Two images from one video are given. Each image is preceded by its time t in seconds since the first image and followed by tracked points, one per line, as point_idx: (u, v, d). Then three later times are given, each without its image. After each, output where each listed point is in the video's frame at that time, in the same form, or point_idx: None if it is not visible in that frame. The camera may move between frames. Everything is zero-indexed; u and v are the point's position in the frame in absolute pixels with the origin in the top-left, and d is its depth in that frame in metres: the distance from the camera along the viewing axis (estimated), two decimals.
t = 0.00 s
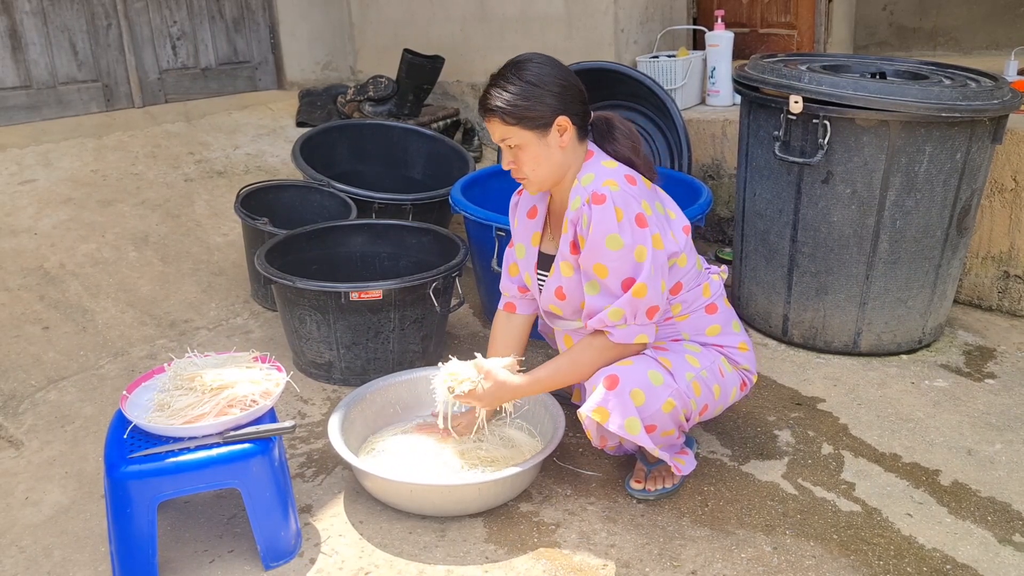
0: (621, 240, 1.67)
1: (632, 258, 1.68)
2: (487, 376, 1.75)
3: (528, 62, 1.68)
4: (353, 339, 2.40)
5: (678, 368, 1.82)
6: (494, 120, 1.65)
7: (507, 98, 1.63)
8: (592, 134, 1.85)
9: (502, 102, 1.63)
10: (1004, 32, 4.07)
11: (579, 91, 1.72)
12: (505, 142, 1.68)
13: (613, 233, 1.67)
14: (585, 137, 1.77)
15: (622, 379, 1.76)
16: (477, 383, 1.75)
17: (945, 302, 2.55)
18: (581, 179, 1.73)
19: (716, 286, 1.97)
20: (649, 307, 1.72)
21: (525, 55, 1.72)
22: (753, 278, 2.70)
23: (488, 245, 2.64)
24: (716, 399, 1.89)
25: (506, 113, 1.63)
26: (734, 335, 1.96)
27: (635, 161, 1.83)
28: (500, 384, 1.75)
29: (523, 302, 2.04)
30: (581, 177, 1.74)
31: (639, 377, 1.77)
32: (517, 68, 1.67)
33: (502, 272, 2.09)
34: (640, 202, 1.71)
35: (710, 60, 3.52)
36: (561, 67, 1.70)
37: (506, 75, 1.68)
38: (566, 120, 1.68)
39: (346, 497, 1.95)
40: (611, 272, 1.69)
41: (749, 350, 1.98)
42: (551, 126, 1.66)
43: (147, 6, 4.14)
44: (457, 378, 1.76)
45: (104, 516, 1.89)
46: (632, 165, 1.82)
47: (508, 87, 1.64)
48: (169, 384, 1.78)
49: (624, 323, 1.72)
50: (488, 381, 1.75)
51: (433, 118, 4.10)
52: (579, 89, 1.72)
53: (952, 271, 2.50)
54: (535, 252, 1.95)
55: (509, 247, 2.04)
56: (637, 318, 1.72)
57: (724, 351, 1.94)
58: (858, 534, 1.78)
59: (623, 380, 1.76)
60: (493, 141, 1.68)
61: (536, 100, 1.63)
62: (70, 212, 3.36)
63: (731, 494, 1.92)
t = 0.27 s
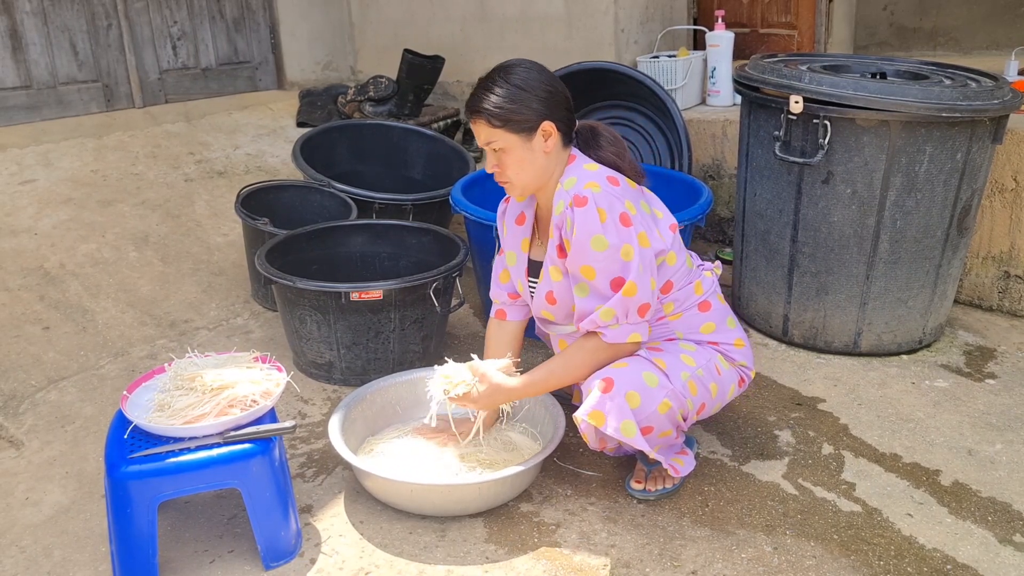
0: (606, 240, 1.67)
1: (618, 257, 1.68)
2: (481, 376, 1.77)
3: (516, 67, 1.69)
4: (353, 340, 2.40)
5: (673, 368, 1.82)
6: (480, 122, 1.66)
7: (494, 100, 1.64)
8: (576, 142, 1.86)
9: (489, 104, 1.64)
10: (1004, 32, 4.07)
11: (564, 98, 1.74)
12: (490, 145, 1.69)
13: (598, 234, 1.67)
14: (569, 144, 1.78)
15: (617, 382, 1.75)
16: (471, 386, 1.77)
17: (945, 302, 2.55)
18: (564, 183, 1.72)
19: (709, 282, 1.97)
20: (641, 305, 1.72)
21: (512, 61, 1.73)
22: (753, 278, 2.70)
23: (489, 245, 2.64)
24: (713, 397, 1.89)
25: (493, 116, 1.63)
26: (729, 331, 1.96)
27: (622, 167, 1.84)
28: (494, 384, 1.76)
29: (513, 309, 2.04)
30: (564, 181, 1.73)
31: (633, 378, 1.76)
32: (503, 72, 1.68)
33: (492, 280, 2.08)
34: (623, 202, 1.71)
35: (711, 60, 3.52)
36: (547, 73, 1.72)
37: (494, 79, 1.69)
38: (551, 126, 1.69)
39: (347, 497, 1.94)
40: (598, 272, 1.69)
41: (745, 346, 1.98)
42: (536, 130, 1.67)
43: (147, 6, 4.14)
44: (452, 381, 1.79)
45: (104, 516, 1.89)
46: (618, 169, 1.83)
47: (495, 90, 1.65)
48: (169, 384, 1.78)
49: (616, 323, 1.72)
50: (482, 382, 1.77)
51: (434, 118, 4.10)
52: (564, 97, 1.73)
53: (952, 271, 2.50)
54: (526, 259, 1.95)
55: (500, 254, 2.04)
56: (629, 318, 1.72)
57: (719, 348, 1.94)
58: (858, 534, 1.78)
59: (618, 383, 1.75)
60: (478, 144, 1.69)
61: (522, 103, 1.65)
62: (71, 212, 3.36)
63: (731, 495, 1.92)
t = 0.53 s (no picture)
0: (580, 237, 1.64)
1: (589, 255, 1.65)
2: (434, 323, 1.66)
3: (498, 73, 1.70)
4: (353, 340, 2.40)
5: (671, 366, 1.82)
6: (459, 125, 1.66)
7: (474, 104, 1.64)
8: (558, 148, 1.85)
9: (468, 107, 1.64)
10: (1003, 32, 4.07)
11: (544, 104, 1.74)
12: (469, 149, 1.69)
13: (573, 230, 1.63)
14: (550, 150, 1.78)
15: (618, 387, 1.76)
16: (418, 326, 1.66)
17: (945, 302, 2.55)
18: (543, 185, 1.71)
19: (698, 277, 1.98)
20: (608, 300, 1.67)
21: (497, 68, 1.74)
22: (753, 278, 2.70)
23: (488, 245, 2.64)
24: (712, 392, 1.90)
25: (472, 119, 1.64)
26: (721, 324, 1.97)
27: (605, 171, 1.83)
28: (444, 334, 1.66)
29: (500, 313, 2.05)
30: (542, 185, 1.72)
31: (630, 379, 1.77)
32: (484, 78, 1.69)
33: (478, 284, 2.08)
34: (602, 201, 1.70)
35: (710, 60, 3.52)
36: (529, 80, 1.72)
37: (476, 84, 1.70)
38: (529, 131, 1.68)
39: (346, 497, 1.94)
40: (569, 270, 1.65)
41: (739, 339, 1.99)
42: (514, 135, 1.67)
43: (147, 6, 4.14)
44: (400, 316, 1.66)
45: (104, 516, 1.89)
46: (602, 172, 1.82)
47: (474, 96, 1.65)
48: (169, 384, 1.78)
49: (582, 315, 1.66)
50: (433, 327, 1.66)
51: (433, 118, 4.10)
52: (545, 105, 1.74)
53: (952, 271, 2.50)
54: (512, 264, 1.95)
55: (484, 260, 2.03)
56: (595, 311, 1.67)
57: (714, 342, 1.94)
58: (858, 534, 1.78)
59: (619, 386, 1.76)
60: (458, 148, 1.69)
61: (500, 109, 1.65)
62: (70, 212, 3.36)
63: (731, 494, 1.92)
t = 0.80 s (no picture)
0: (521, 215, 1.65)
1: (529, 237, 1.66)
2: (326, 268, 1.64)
3: (483, 81, 1.73)
4: (353, 339, 2.40)
5: (658, 368, 1.82)
6: (441, 129, 1.70)
7: (456, 110, 1.68)
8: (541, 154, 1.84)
9: (450, 112, 1.68)
10: (1003, 32, 4.07)
11: (528, 112, 1.76)
12: (451, 153, 1.72)
13: (517, 208, 1.65)
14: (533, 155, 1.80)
15: (603, 394, 1.77)
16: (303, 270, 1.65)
17: (945, 302, 2.55)
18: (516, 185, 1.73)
19: (682, 276, 1.98)
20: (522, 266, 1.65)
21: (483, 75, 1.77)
22: (753, 278, 2.70)
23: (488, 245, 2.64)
24: (704, 390, 1.89)
25: (454, 124, 1.67)
26: (711, 320, 1.97)
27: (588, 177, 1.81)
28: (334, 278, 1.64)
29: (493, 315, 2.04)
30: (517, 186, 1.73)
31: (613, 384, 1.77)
32: (468, 84, 1.72)
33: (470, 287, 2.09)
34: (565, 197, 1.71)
35: (710, 60, 3.52)
36: (513, 88, 1.75)
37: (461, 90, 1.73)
38: (510, 137, 1.71)
39: (346, 497, 1.95)
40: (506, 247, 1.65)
41: (731, 334, 1.99)
42: (495, 141, 1.70)
43: (147, 6, 4.14)
44: (287, 260, 1.65)
45: (104, 516, 1.89)
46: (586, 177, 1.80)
47: (458, 101, 1.69)
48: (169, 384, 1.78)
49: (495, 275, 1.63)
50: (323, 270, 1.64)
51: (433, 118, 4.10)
52: (529, 113, 1.77)
53: (951, 271, 2.50)
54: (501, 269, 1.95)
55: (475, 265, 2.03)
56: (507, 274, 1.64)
57: (704, 339, 1.94)
58: (858, 534, 1.78)
59: (604, 394, 1.77)
60: (441, 152, 1.73)
61: (481, 115, 1.68)
62: (70, 212, 3.36)
63: (731, 494, 1.92)
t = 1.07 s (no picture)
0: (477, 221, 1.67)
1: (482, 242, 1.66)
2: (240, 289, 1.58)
3: (470, 93, 1.76)
4: (353, 339, 2.40)
5: (647, 372, 1.81)
6: (425, 139, 1.75)
7: (440, 122, 1.72)
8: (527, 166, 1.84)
9: (434, 125, 1.72)
10: (1004, 32, 4.07)
11: (514, 125, 1.79)
12: (435, 163, 1.78)
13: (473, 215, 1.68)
14: (519, 166, 1.83)
15: (592, 401, 1.74)
16: (208, 303, 1.57)
17: (945, 302, 2.55)
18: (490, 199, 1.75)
19: (670, 275, 1.97)
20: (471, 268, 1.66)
21: (472, 84, 1.79)
22: (753, 278, 2.70)
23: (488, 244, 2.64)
24: (697, 389, 1.89)
25: (436, 138, 1.72)
26: (702, 318, 1.96)
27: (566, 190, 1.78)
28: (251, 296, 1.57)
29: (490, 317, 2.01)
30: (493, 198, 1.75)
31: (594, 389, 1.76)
32: (454, 96, 1.76)
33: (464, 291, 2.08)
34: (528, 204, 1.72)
35: (711, 60, 3.52)
36: (500, 100, 1.78)
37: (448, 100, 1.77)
38: (492, 152, 1.74)
39: (347, 497, 1.95)
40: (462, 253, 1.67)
41: (724, 330, 1.98)
42: (477, 157, 1.74)
43: (147, 6, 4.14)
44: (188, 301, 1.57)
45: (104, 516, 1.89)
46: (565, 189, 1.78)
47: (442, 114, 1.73)
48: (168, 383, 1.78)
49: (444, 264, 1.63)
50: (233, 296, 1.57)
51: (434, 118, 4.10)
52: (515, 126, 1.79)
53: (952, 271, 2.50)
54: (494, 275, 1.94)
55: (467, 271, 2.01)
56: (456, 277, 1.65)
57: (695, 338, 1.94)
58: (858, 534, 1.78)
59: (594, 401, 1.74)
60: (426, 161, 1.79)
61: (463, 129, 1.72)
62: (70, 212, 3.36)
63: (732, 494, 1.92)
